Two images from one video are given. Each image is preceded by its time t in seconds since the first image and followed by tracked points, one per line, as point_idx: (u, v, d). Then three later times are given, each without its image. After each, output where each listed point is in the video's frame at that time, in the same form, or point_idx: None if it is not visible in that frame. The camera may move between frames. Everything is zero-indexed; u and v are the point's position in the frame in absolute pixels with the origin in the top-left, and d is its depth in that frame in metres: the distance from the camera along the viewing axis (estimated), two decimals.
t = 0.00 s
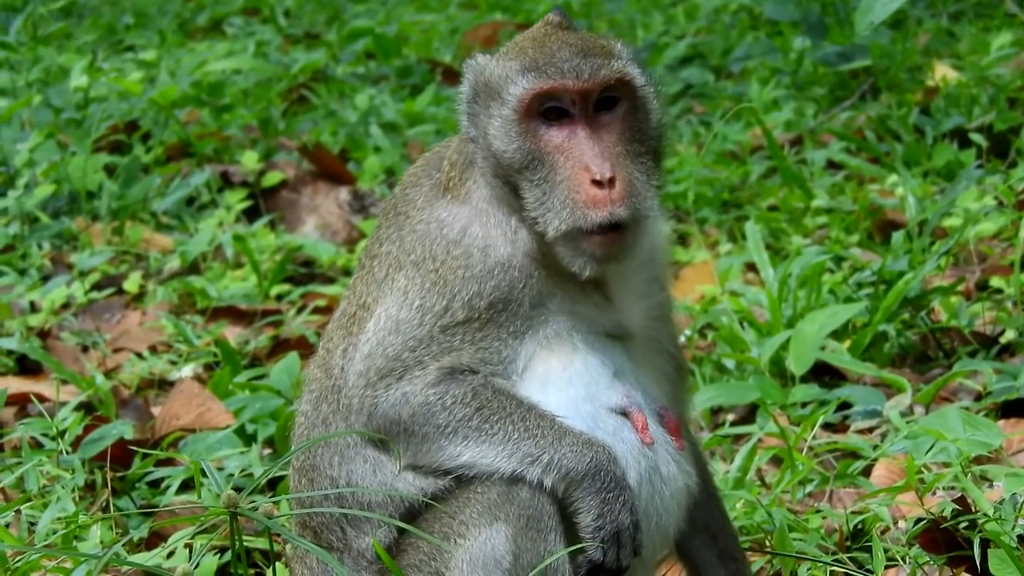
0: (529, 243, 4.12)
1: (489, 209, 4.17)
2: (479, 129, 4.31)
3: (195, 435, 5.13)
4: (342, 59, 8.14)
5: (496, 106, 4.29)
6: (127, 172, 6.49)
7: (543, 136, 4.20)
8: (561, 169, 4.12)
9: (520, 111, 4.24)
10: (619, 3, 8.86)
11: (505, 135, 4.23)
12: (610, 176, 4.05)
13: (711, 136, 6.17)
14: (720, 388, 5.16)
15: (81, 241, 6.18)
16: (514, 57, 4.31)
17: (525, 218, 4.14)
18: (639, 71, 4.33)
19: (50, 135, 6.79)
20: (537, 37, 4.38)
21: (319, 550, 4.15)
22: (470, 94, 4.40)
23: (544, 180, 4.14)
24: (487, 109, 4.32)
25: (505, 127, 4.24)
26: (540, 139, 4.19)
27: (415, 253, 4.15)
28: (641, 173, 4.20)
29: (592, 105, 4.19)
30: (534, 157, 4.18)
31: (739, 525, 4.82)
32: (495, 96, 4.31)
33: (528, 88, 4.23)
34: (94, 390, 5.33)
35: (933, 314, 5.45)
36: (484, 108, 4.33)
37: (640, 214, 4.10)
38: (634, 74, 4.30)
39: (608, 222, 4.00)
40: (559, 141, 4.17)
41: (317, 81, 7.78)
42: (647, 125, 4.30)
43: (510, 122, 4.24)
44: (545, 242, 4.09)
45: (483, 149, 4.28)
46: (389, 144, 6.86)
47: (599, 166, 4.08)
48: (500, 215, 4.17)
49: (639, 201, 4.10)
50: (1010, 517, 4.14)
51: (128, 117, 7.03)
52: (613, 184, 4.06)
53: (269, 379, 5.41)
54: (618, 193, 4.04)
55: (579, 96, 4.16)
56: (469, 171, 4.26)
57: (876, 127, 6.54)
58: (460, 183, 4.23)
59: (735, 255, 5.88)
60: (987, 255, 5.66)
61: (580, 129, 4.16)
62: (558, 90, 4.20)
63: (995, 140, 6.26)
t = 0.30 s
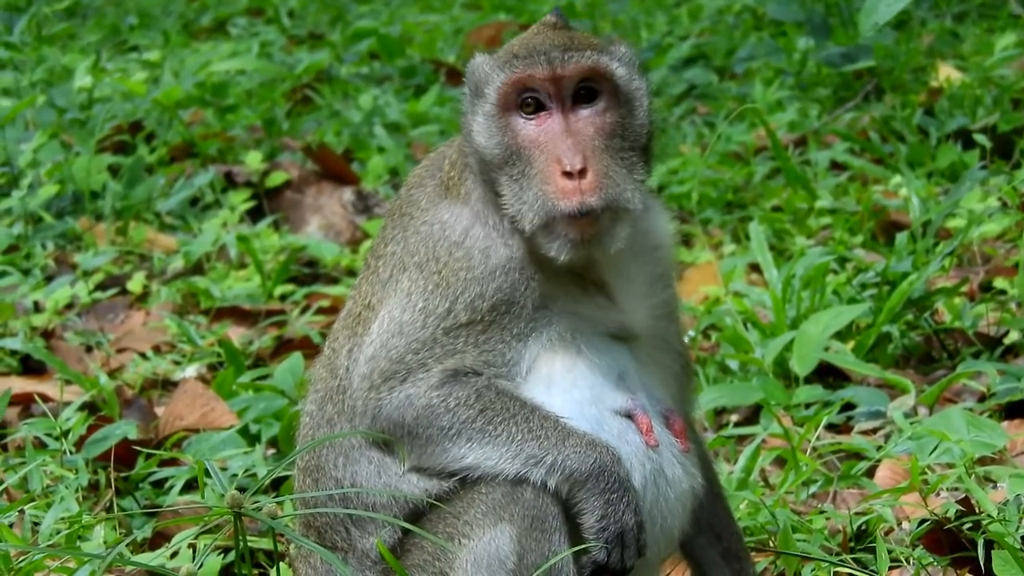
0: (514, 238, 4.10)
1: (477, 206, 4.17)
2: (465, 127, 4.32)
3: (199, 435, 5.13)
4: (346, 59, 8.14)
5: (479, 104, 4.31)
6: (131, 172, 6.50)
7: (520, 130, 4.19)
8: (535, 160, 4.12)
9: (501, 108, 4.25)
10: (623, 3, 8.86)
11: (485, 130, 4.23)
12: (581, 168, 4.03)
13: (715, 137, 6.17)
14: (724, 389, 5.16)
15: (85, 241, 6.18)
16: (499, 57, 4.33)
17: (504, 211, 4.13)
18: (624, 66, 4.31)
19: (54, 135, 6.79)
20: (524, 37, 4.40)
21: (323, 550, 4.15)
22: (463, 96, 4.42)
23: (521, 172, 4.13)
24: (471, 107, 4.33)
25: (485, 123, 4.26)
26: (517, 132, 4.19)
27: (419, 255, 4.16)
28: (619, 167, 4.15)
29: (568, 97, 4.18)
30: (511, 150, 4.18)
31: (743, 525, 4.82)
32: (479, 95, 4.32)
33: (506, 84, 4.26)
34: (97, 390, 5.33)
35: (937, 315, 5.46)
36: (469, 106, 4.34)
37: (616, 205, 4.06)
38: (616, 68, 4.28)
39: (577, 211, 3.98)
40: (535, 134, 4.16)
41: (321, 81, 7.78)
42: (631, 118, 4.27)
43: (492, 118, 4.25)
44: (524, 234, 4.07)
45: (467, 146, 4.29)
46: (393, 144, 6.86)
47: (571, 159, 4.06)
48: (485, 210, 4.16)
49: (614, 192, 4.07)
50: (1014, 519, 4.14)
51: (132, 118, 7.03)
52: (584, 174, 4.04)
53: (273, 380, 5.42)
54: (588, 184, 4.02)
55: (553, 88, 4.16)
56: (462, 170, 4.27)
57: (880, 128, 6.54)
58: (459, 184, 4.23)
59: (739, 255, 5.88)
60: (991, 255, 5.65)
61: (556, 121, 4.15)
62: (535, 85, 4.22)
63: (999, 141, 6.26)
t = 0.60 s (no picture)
0: (501, 240, 4.10)
1: (467, 210, 4.18)
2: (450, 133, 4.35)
3: (205, 436, 5.13)
4: (353, 60, 8.15)
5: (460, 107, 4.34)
6: (138, 172, 6.50)
7: (495, 129, 4.20)
8: (506, 158, 4.11)
9: (477, 110, 4.27)
10: (630, 4, 8.85)
11: (464, 132, 4.26)
12: (546, 164, 4.01)
13: (722, 137, 6.16)
14: (731, 390, 5.16)
15: (92, 241, 6.19)
16: (478, 61, 4.35)
17: (483, 212, 4.13)
18: (602, 61, 4.30)
19: (61, 136, 6.80)
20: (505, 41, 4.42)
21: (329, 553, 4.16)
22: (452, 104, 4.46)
23: (496, 172, 4.13)
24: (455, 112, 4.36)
25: (465, 125, 4.28)
26: (492, 131, 4.19)
27: (419, 259, 4.17)
28: (591, 164, 4.09)
29: (539, 95, 4.16)
30: (487, 149, 4.19)
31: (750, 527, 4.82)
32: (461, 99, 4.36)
33: (483, 85, 4.27)
34: (104, 391, 5.34)
35: (944, 316, 5.46)
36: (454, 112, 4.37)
37: (588, 202, 4.03)
38: (591, 64, 4.26)
39: (542, 207, 3.96)
40: (507, 133, 4.16)
41: (327, 81, 7.79)
42: (607, 115, 4.23)
43: (469, 120, 4.27)
44: (503, 235, 4.07)
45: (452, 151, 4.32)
46: (399, 145, 6.87)
47: (539, 156, 4.03)
48: (472, 213, 4.17)
49: (584, 189, 4.03)
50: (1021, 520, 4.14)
51: (138, 118, 7.04)
52: (550, 170, 4.01)
53: (279, 381, 5.42)
54: (554, 181, 3.98)
55: (524, 87, 4.17)
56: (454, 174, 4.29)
57: (886, 128, 6.54)
58: (455, 189, 4.24)
59: (746, 256, 5.88)
60: (997, 256, 5.64)
61: (527, 119, 4.15)
62: (508, 84, 4.22)
63: (1005, 141, 6.25)
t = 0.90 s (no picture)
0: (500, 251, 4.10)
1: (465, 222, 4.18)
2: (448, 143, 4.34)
3: (210, 443, 5.15)
4: (358, 67, 8.16)
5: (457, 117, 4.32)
6: (143, 180, 6.50)
7: (494, 139, 4.19)
8: (505, 170, 4.11)
9: (474, 120, 4.26)
10: (634, 11, 8.85)
11: (462, 142, 4.25)
12: (546, 175, 4.00)
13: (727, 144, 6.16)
14: (736, 397, 5.16)
15: (97, 249, 6.19)
16: (475, 70, 4.33)
17: (483, 224, 4.12)
18: (601, 69, 4.28)
19: (66, 143, 6.80)
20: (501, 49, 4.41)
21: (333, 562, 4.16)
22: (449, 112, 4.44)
23: (495, 182, 4.12)
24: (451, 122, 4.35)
25: (463, 135, 4.26)
26: (491, 142, 4.19)
27: (418, 269, 4.17)
28: (591, 175, 4.09)
29: (537, 106, 4.15)
30: (485, 160, 4.18)
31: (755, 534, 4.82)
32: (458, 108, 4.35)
33: (480, 97, 4.26)
34: (109, 399, 5.34)
35: (949, 323, 5.45)
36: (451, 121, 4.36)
37: (589, 214, 4.02)
38: (590, 74, 4.24)
39: (543, 221, 3.95)
40: (506, 143, 4.16)
41: (333, 89, 7.79)
42: (606, 125, 4.21)
43: (467, 130, 4.26)
44: (504, 247, 4.06)
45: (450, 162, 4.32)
46: (404, 152, 6.87)
47: (538, 167, 4.03)
48: (470, 224, 4.17)
49: (584, 203, 4.02)
50: None
51: (143, 125, 7.04)
52: (550, 182, 4.01)
53: (284, 389, 5.42)
54: (554, 195, 3.98)
55: (522, 98, 4.16)
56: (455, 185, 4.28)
57: (891, 136, 6.53)
58: (454, 199, 4.24)
59: (751, 263, 5.87)
60: (1002, 263, 5.64)
61: (525, 130, 4.14)
62: (507, 95, 4.21)
63: (1010, 148, 6.25)
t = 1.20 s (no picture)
0: (515, 258, 4.11)
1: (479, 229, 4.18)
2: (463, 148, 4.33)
3: (216, 455, 5.14)
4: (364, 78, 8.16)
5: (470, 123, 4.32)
6: (150, 192, 6.50)
7: (517, 144, 4.19)
8: (530, 174, 4.12)
9: (496, 123, 4.25)
10: (640, 21, 8.85)
11: (482, 147, 4.24)
12: (578, 176, 4.02)
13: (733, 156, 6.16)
14: (742, 408, 5.16)
15: (103, 260, 6.19)
16: (492, 74, 4.33)
17: (502, 229, 4.13)
18: (619, 75, 4.30)
19: (72, 155, 6.80)
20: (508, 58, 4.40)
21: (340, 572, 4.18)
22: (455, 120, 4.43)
23: (518, 187, 4.13)
24: (465, 127, 4.34)
25: (482, 141, 4.26)
26: (514, 146, 4.19)
27: (422, 282, 4.17)
28: (617, 178, 4.11)
29: (561, 110, 4.17)
30: (507, 164, 4.18)
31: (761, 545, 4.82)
32: (472, 114, 4.33)
33: (502, 101, 4.25)
34: (116, 410, 5.36)
35: (955, 334, 5.45)
36: (463, 126, 4.36)
37: (615, 215, 4.04)
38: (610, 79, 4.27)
39: (575, 221, 3.97)
40: (531, 148, 4.16)
41: (339, 100, 7.79)
42: (626, 128, 4.22)
43: (486, 135, 4.26)
44: (524, 251, 4.07)
45: (465, 168, 4.31)
46: (411, 164, 6.88)
47: (570, 168, 4.04)
48: (482, 232, 4.17)
49: (612, 205, 4.04)
50: None
51: (149, 137, 7.04)
52: (581, 183, 4.02)
53: (290, 400, 5.42)
54: (586, 195, 4.00)
55: (547, 102, 4.17)
56: (466, 195, 4.27)
57: (898, 147, 6.54)
58: (461, 210, 4.24)
59: (758, 274, 5.88)
60: (1009, 274, 5.64)
61: (550, 133, 4.15)
62: (530, 99, 4.21)
63: (1017, 159, 6.25)
